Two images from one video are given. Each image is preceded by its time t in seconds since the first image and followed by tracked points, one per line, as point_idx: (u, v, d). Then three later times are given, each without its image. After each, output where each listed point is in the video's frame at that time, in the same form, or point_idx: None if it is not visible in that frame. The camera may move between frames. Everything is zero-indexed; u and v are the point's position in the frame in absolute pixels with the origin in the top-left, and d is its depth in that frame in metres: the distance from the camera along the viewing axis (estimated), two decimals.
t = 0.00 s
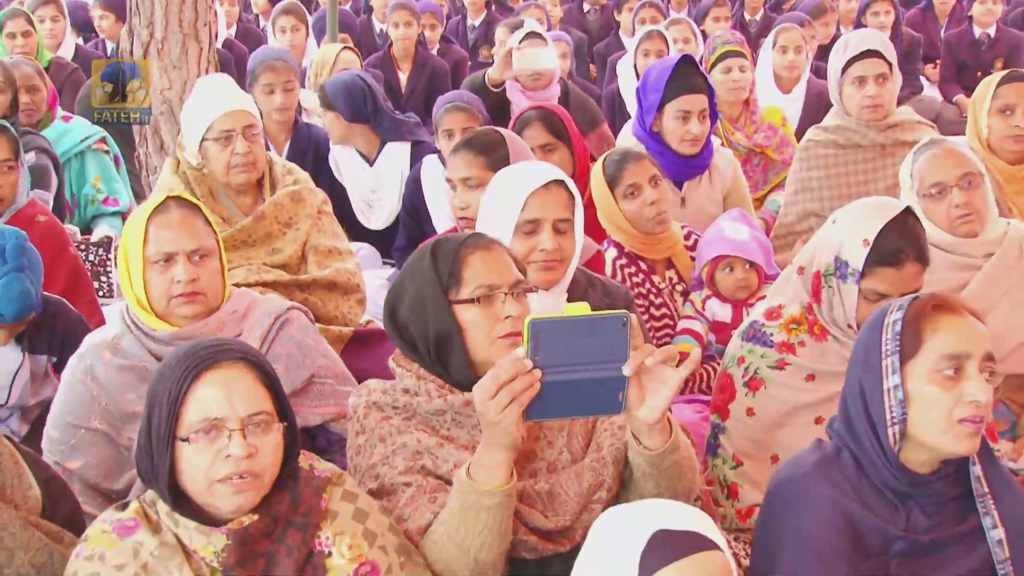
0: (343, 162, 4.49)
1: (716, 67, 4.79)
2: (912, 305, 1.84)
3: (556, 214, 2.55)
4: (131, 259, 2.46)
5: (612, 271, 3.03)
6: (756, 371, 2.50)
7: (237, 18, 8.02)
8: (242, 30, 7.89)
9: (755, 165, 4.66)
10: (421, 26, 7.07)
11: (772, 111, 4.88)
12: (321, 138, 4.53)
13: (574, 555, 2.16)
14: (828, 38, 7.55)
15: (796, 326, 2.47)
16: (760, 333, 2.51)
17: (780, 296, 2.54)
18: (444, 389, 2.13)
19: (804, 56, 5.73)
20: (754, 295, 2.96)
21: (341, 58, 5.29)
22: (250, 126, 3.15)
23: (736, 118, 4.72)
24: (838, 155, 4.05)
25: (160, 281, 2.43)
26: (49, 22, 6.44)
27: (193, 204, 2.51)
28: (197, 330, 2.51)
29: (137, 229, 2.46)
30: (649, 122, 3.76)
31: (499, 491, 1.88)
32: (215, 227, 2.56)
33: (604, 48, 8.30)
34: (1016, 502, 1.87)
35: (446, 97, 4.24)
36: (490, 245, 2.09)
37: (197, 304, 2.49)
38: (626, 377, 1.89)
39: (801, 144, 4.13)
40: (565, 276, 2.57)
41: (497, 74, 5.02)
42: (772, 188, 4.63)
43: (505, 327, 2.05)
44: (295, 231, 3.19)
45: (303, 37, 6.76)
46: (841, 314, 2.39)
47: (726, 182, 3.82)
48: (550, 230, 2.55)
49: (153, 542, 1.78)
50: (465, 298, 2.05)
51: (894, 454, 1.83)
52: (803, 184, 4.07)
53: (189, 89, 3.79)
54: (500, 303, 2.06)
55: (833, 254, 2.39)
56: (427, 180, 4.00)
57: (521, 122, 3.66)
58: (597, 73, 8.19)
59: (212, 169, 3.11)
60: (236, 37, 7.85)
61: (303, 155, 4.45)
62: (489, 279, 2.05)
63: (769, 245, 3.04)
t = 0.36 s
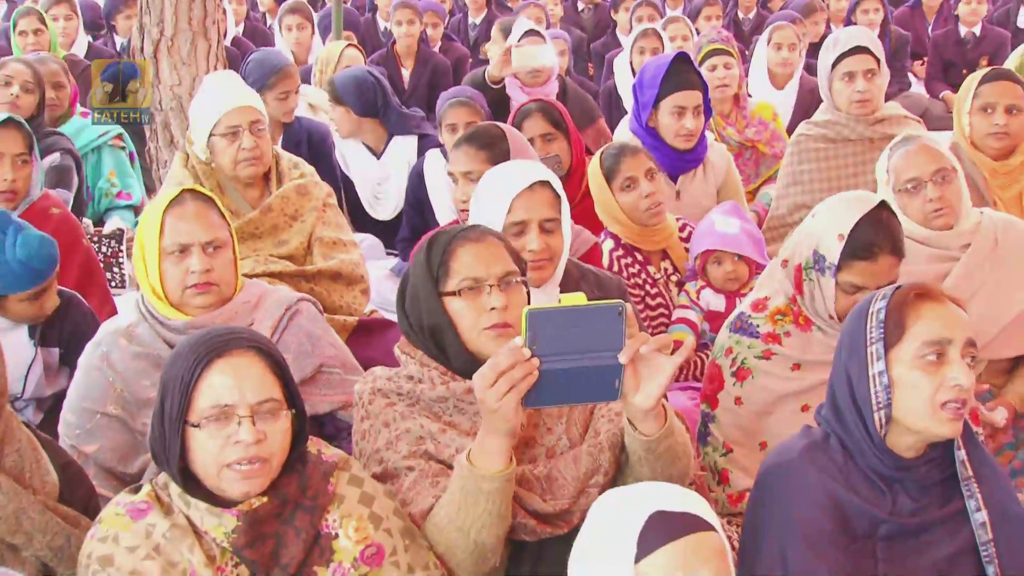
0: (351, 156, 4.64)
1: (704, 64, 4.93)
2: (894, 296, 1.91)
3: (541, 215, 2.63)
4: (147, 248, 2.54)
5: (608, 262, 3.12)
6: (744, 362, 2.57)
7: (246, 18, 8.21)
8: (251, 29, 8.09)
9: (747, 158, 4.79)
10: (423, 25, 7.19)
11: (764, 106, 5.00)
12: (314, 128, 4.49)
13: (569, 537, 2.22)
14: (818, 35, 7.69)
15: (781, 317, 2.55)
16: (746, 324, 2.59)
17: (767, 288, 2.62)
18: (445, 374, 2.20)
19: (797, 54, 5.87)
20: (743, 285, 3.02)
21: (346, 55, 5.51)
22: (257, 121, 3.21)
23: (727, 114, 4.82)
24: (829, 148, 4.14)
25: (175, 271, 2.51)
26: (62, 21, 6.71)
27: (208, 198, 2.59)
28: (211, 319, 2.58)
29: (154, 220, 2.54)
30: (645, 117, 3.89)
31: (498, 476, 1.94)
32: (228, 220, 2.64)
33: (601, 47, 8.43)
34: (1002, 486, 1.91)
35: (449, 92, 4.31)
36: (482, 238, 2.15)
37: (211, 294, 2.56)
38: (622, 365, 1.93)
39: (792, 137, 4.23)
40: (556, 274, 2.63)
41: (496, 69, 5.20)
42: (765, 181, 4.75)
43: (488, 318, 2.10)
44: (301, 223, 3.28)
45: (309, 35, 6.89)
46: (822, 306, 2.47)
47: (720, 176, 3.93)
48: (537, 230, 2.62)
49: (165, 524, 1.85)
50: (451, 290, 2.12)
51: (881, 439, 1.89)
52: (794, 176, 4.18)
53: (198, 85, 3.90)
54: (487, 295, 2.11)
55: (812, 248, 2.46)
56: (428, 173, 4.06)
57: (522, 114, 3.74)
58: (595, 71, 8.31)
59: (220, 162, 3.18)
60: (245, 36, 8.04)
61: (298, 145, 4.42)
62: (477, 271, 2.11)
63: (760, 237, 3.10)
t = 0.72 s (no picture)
0: (355, 152, 4.71)
1: (707, 61, 5.04)
2: (902, 294, 1.96)
3: (533, 217, 2.70)
4: (165, 238, 2.61)
5: (604, 254, 3.23)
6: (737, 350, 2.65)
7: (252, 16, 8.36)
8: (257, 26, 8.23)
9: (741, 154, 4.88)
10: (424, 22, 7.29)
11: (758, 102, 5.10)
12: (318, 129, 4.55)
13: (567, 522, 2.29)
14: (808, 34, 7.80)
15: (773, 308, 2.62)
16: (739, 315, 2.65)
17: (761, 279, 2.68)
18: (450, 363, 2.26)
19: (788, 51, 5.97)
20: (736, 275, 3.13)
21: (350, 52, 5.63)
22: (264, 117, 3.28)
23: (724, 110, 4.96)
24: (821, 144, 4.27)
25: (191, 261, 2.58)
26: (75, 19, 6.92)
27: (224, 190, 2.65)
28: (224, 308, 2.65)
29: (172, 211, 2.60)
30: (641, 113, 3.99)
31: (497, 463, 2.01)
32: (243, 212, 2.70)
33: (599, 44, 8.43)
34: (998, 481, 2.00)
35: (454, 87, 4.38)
36: (483, 230, 2.20)
37: (225, 285, 2.63)
38: (618, 356, 1.99)
39: (785, 132, 4.33)
40: (551, 271, 2.71)
41: (498, 66, 5.29)
42: (758, 175, 4.85)
43: (487, 309, 2.16)
44: (307, 216, 3.35)
45: (314, 33, 7.08)
46: (813, 297, 2.55)
47: (714, 170, 4.04)
48: (531, 231, 2.68)
49: (178, 507, 1.92)
50: (452, 280, 2.19)
51: (885, 434, 1.96)
52: (786, 171, 4.30)
53: (207, 82, 3.97)
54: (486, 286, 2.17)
55: (803, 240, 2.52)
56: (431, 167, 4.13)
57: (518, 109, 3.80)
58: (592, 68, 8.41)
59: (228, 157, 3.25)
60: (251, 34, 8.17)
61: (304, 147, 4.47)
62: (476, 263, 2.16)
63: (749, 237, 3.16)
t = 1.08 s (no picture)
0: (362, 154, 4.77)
1: (706, 57, 5.12)
2: (923, 297, 1.95)
3: (535, 208, 2.77)
4: (166, 233, 2.68)
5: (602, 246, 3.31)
6: (732, 340, 2.71)
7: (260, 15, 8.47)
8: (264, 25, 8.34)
9: (736, 149, 4.97)
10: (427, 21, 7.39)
11: (753, 100, 5.18)
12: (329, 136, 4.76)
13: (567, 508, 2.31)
14: (801, 32, 7.88)
15: (768, 299, 2.67)
16: (735, 306, 2.72)
17: (756, 270, 2.74)
18: (454, 352, 2.32)
19: (780, 49, 6.05)
20: (730, 263, 3.20)
21: (353, 50, 5.72)
22: (271, 113, 3.35)
23: (720, 106, 5.05)
24: (812, 139, 4.44)
25: (192, 253, 2.65)
26: (88, 18, 7.05)
27: (225, 184, 2.72)
28: (227, 299, 2.72)
29: (173, 207, 2.68)
30: (637, 109, 4.13)
31: (497, 449, 2.05)
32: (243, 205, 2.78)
33: (598, 41, 8.48)
34: (1006, 483, 2.00)
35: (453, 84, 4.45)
36: (487, 223, 2.26)
37: (227, 276, 2.71)
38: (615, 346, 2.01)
39: (778, 127, 4.51)
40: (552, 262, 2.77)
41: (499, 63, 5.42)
42: (752, 170, 4.94)
43: (489, 301, 2.22)
44: (312, 209, 3.42)
45: (320, 31, 7.18)
46: (807, 288, 2.61)
47: (708, 165, 4.16)
48: (533, 222, 2.75)
49: (187, 492, 1.91)
50: (456, 273, 2.25)
51: (899, 438, 1.97)
52: (778, 165, 4.46)
53: (215, 79, 4.05)
54: (489, 278, 2.23)
55: (799, 234, 2.58)
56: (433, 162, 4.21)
57: (518, 106, 3.88)
58: (591, 66, 8.51)
59: (237, 152, 3.33)
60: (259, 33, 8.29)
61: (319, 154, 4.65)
62: (479, 255, 2.23)
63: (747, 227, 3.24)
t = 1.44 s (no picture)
0: (371, 151, 4.86)
1: (698, 53, 5.18)
2: (925, 293, 1.99)
3: (548, 193, 2.82)
4: (167, 225, 2.73)
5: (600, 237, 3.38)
6: (727, 331, 2.77)
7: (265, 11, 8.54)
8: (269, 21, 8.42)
9: (730, 143, 5.05)
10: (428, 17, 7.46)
11: (747, 94, 5.25)
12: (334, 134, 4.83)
13: (566, 495, 2.32)
14: (795, 28, 7.94)
15: (763, 290, 2.74)
16: (731, 297, 2.78)
17: (751, 262, 2.81)
18: (459, 342, 2.34)
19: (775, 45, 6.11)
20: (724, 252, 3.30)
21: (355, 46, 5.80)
22: (277, 108, 3.42)
23: (713, 100, 5.10)
24: (806, 133, 4.54)
25: (193, 245, 2.70)
26: (97, 14, 7.11)
27: (224, 177, 2.77)
28: (229, 289, 2.78)
29: (172, 200, 2.73)
30: (636, 104, 4.20)
31: (493, 438, 2.06)
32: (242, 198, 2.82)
33: (596, 37, 8.59)
34: (999, 474, 2.04)
35: (454, 80, 4.51)
36: (480, 218, 2.28)
37: (228, 267, 2.76)
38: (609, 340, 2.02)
39: (774, 121, 4.59)
40: (558, 250, 2.86)
41: (499, 58, 5.47)
42: (745, 163, 5.04)
43: (475, 295, 2.25)
44: (316, 202, 3.48)
45: (325, 27, 7.24)
46: (800, 279, 2.67)
47: (704, 158, 4.22)
48: (543, 207, 2.82)
49: (191, 481, 1.92)
50: (448, 266, 2.29)
51: (896, 429, 2.01)
52: (774, 159, 4.55)
53: (222, 74, 4.11)
54: (473, 274, 2.25)
55: (792, 226, 2.64)
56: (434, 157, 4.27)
57: (521, 102, 3.92)
58: (590, 62, 8.58)
59: (243, 146, 3.39)
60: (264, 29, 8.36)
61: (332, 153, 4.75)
62: (467, 251, 2.26)
63: (746, 220, 3.35)
